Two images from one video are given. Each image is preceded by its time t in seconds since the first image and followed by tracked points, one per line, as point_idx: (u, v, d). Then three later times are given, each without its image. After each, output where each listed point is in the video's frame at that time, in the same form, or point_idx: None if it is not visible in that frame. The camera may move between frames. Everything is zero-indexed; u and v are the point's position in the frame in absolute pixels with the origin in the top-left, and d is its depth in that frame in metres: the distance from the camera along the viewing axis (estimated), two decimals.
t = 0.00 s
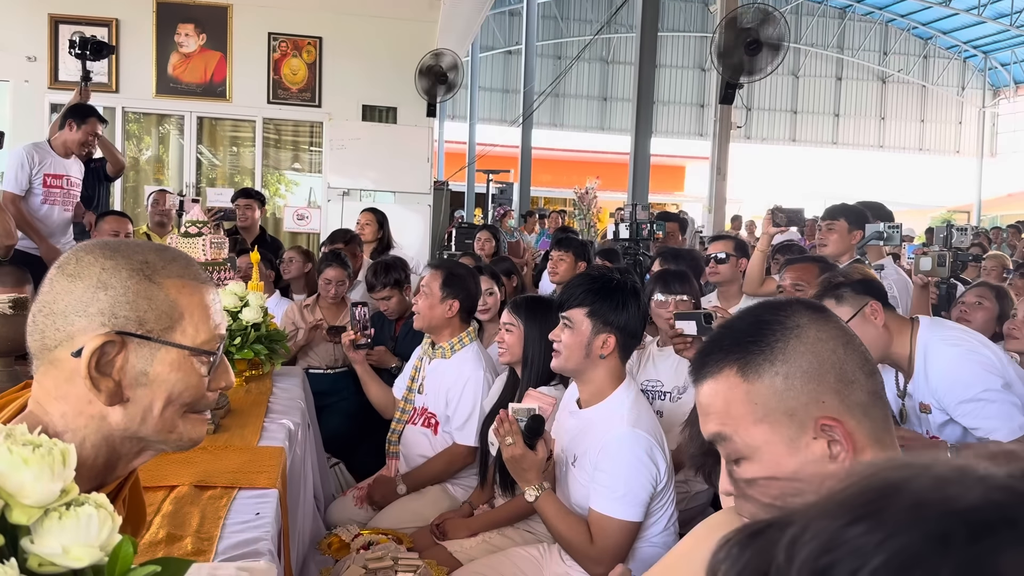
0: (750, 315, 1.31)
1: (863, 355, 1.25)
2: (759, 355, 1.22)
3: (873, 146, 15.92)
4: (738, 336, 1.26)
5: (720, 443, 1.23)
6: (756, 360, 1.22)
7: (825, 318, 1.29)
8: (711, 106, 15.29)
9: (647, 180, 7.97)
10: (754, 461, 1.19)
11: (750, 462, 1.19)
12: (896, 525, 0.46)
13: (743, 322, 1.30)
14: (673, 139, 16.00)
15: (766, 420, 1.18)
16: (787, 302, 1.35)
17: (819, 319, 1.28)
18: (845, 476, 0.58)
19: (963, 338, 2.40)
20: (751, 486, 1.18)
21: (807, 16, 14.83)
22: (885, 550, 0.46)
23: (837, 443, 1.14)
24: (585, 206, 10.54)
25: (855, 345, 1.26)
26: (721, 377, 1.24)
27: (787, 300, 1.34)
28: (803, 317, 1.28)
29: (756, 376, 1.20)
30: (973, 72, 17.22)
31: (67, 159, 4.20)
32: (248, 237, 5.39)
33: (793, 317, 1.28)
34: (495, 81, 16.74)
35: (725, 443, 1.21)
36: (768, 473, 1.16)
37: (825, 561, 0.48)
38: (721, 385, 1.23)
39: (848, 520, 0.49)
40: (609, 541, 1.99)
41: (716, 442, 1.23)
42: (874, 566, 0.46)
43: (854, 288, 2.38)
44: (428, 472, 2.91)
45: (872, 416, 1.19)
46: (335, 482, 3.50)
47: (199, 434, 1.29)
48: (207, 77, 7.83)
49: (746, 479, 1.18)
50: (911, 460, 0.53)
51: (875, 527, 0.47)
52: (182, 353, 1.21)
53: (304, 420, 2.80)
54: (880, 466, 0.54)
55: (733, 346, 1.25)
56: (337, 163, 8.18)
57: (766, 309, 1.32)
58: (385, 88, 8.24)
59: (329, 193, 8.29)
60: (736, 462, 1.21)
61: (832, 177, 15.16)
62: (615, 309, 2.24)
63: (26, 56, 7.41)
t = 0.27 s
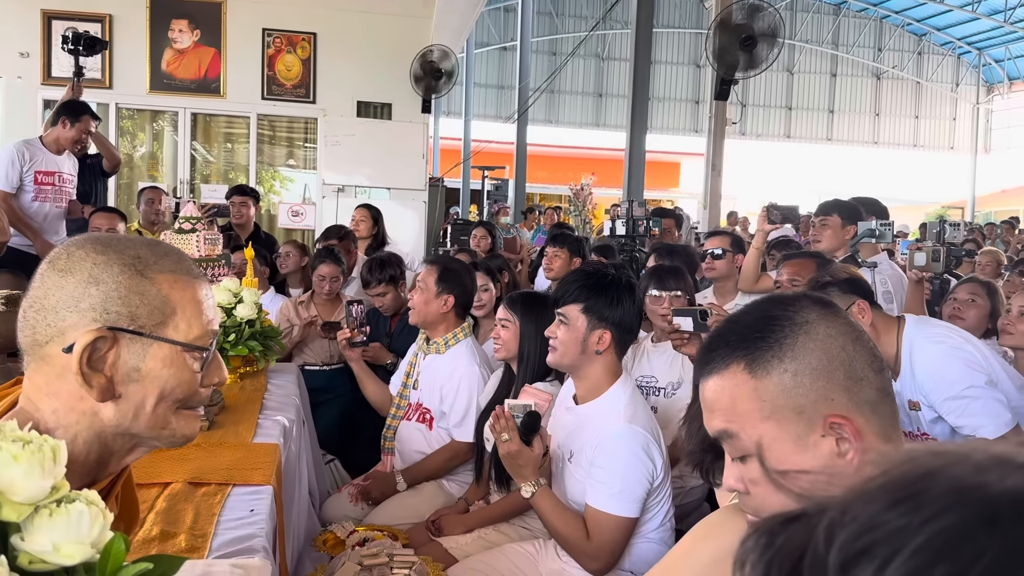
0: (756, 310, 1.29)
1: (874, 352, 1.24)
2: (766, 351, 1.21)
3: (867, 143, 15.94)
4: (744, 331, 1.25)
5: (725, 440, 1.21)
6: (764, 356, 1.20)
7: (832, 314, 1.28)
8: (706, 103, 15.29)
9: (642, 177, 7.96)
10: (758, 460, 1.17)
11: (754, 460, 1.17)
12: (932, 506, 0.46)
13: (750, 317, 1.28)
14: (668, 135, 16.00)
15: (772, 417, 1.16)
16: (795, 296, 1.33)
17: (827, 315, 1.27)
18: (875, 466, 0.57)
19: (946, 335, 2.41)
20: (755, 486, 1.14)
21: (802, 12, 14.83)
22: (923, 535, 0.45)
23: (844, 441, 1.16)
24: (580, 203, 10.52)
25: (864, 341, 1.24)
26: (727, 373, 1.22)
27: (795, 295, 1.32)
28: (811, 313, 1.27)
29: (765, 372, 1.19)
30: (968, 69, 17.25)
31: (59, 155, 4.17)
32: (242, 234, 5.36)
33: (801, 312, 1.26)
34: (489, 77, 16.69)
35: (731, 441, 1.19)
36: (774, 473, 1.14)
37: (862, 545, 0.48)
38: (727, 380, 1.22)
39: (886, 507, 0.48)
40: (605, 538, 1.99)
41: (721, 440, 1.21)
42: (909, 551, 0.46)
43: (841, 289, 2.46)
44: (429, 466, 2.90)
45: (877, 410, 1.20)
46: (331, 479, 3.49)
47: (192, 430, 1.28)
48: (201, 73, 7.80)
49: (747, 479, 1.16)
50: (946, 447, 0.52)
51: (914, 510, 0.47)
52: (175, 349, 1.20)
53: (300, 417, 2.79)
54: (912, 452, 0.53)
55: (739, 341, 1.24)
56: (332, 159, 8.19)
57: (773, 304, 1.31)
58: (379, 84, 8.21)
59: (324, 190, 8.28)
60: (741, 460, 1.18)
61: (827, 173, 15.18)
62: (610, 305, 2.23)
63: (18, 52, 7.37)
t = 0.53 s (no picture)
0: (756, 307, 1.29)
1: (871, 352, 1.24)
2: (765, 348, 1.21)
3: (860, 139, 15.98)
4: (743, 329, 1.25)
5: (722, 436, 1.21)
6: (762, 353, 1.20)
7: (832, 313, 1.27)
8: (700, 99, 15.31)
9: (635, 174, 7.97)
10: (755, 458, 1.16)
11: (750, 458, 1.17)
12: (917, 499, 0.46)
13: (750, 315, 1.28)
14: (662, 132, 16.01)
15: (771, 415, 1.16)
16: (796, 294, 1.33)
17: (828, 314, 1.26)
18: (868, 463, 0.57)
19: (932, 333, 2.44)
20: (750, 483, 1.15)
21: (795, 9, 14.85)
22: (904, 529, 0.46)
23: (840, 440, 1.15)
24: (575, 200, 10.52)
25: (862, 340, 1.24)
26: (725, 370, 1.22)
27: (795, 293, 1.31)
28: (811, 311, 1.26)
29: (763, 370, 1.19)
30: (960, 65, 17.30)
31: (50, 153, 4.15)
32: (236, 232, 5.35)
33: (802, 310, 1.26)
34: (483, 74, 16.67)
35: (728, 437, 1.19)
36: (770, 472, 1.15)
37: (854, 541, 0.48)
38: (725, 378, 1.22)
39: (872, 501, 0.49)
40: (600, 535, 1.99)
41: (718, 435, 1.21)
42: (894, 546, 0.46)
43: (830, 289, 2.47)
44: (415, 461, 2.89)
45: (875, 408, 1.20)
46: (325, 477, 3.49)
47: (186, 430, 1.27)
48: (193, 70, 7.78)
49: (742, 476, 1.16)
50: (938, 443, 0.52)
51: (902, 503, 0.47)
52: (168, 348, 1.19)
53: (294, 415, 2.78)
54: (905, 449, 0.53)
55: (737, 339, 1.24)
56: (325, 156, 8.05)
57: (772, 302, 1.30)
58: (372, 81, 8.20)
59: (317, 187, 8.27)
60: (737, 458, 1.18)
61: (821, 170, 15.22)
62: (604, 303, 2.23)
63: (9, 49, 7.34)
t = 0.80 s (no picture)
0: (764, 297, 1.28)
1: (872, 347, 1.24)
2: (777, 334, 1.19)
3: (854, 137, 16.02)
4: (751, 317, 1.23)
5: (724, 416, 1.19)
6: (773, 340, 1.19)
7: (838, 307, 1.26)
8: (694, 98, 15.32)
9: (630, 173, 7.97)
10: (753, 442, 1.16)
11: (755, 443, 1.16)
12: (887, 497, 0.47)
13: (758, 303, 1.26)
14: (657, 130, 16.03)
15: (780, 400, 1.15)
16: (802, 288, 1.31)
17: (835, 308, 1.25)
18: (851, 462, 0.57)
19: (923, 331, 2.44)
20: (751, 470, 1.15)
21: (789, 7, 14.86)
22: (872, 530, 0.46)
23: (844, 432, 1.15)
24: (569, 198, 10.52)
25: (866, 336, 1.24)
26: (733, 356, 1.20)
27: (800, 287, 1.30)
28: (818, 302, 1.25)
29: (773, 356, 1.17)
30: (954, 64, 17.34)
31: (44, 152, 4.13)
32: (230, 231, 5.33)
33: (808, 301, 1.25)
34: (478, 72, 16.65)
35: (732, 417, 1.18)
36: (775, 458, 1.14)
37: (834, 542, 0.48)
38: (725, 366, 1.20)
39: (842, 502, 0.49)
40: (595, 533, 1.99)
41: (717, 418, 1.20)
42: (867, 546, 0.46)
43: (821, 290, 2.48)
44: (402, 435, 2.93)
45: (873, 404, 1.20)
46: (320, 476, 3.49)
47: (180, 429, 1.27)
48: (187, 69, 7.76)
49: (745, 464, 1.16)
50: (917, 443, 0.52)
51: (879, 502, 0.47)
52: (162, 348, 1.19)
53: (288, 413, 2.78)
54: (884, 450, 0.54)
55: (743, 326, 1.22)
56: (319, 155, 8.18)
57: (779, 294, 1.29)
58: (367, 80, 8.17)
59: (311, 185, 8.25)
60: (735, 443, 1.17)
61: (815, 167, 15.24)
62: (599, 302, 2.24)
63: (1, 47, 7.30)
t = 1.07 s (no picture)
0: (779, 288, 1.27)
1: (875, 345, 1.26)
2: (794, 322, 1.19)
3: (848, 136, 16.06)
4: (766, 304, 1.22)
5: (736, 401, 1.15)
6: (791, 329, 1.18)
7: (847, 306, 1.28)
8: (689, 97, 15.34)
9: (625, 171, 7.98)
10: (764, 428, 1.14)
11: (765, 432, 1.14)
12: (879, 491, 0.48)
13: (772, 293, 1.26)
14: (652, 129, 16.05)
15: (798, 386, 1.14)
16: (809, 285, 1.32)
17: (843, 303, 1.26)
18: (849, 458, 0.57)
19: (914, 328, 2.45)
20: (756, 460, 1.13)
21: (783, 6, 14.88)
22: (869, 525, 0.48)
23: (852, 424, 1.16)
24: (565, 197, 10.53)
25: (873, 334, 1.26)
26: (748, 342, 1.18)
27: (810, 282, 1.30)
28: (829, 298, 1.26)
29: (790, 343, 1.17)
30: (947, 63, 17.39)
31: (41, 152, 4.13)
32: (225, 231, 5.33)
33: (819, 295, 1.25)
34: (473, 71, 16.64)
35: (745, 403, 1.15)
36: (788, 448, 1.12)
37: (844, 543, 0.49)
38: (725, 356, 1.18)
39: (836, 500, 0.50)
40: (590, 531, 2.00)
41: (728, 404, 1.16)
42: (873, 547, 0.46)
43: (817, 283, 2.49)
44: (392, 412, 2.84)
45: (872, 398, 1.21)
46: (315, 476, 3.49)
47: (175, 429, 1.27)
48: (182, 68, 7.74)
49: (760, 451, 1.13)
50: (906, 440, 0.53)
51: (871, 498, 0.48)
52: (156, 348, 1.19)
53: (283, 413, 2.77)
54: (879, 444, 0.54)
55: (756, 311, 1.21)
56: (313, 153, 8.14)
57: (790, 287, 1.28)
58: (362, 79, 8.16)
59: (306, 184, 8.23)
60: (745, 429, 1.14)
61: (809, 166, 15.28)
62: (596, 301, 2.24)
63: None
